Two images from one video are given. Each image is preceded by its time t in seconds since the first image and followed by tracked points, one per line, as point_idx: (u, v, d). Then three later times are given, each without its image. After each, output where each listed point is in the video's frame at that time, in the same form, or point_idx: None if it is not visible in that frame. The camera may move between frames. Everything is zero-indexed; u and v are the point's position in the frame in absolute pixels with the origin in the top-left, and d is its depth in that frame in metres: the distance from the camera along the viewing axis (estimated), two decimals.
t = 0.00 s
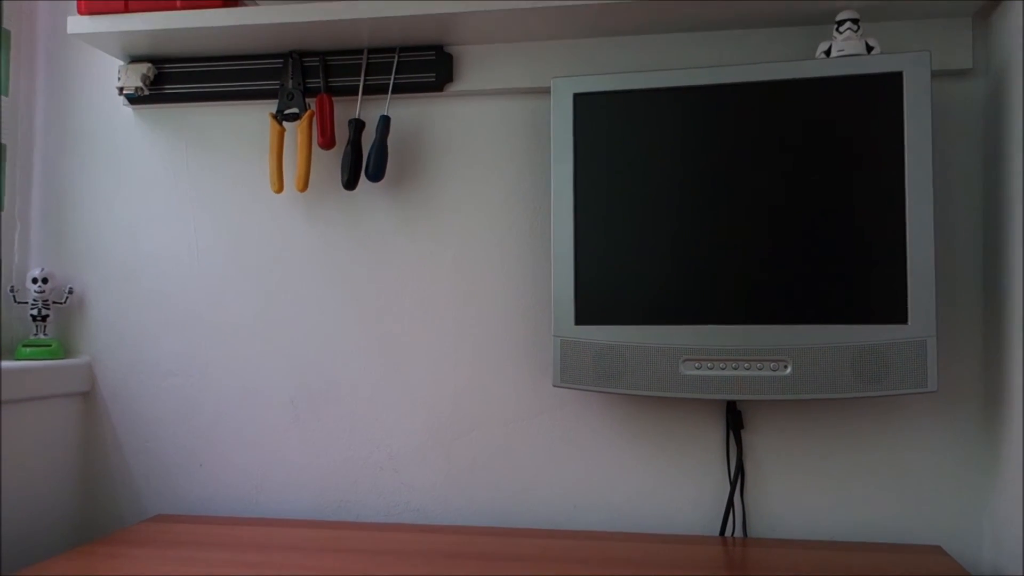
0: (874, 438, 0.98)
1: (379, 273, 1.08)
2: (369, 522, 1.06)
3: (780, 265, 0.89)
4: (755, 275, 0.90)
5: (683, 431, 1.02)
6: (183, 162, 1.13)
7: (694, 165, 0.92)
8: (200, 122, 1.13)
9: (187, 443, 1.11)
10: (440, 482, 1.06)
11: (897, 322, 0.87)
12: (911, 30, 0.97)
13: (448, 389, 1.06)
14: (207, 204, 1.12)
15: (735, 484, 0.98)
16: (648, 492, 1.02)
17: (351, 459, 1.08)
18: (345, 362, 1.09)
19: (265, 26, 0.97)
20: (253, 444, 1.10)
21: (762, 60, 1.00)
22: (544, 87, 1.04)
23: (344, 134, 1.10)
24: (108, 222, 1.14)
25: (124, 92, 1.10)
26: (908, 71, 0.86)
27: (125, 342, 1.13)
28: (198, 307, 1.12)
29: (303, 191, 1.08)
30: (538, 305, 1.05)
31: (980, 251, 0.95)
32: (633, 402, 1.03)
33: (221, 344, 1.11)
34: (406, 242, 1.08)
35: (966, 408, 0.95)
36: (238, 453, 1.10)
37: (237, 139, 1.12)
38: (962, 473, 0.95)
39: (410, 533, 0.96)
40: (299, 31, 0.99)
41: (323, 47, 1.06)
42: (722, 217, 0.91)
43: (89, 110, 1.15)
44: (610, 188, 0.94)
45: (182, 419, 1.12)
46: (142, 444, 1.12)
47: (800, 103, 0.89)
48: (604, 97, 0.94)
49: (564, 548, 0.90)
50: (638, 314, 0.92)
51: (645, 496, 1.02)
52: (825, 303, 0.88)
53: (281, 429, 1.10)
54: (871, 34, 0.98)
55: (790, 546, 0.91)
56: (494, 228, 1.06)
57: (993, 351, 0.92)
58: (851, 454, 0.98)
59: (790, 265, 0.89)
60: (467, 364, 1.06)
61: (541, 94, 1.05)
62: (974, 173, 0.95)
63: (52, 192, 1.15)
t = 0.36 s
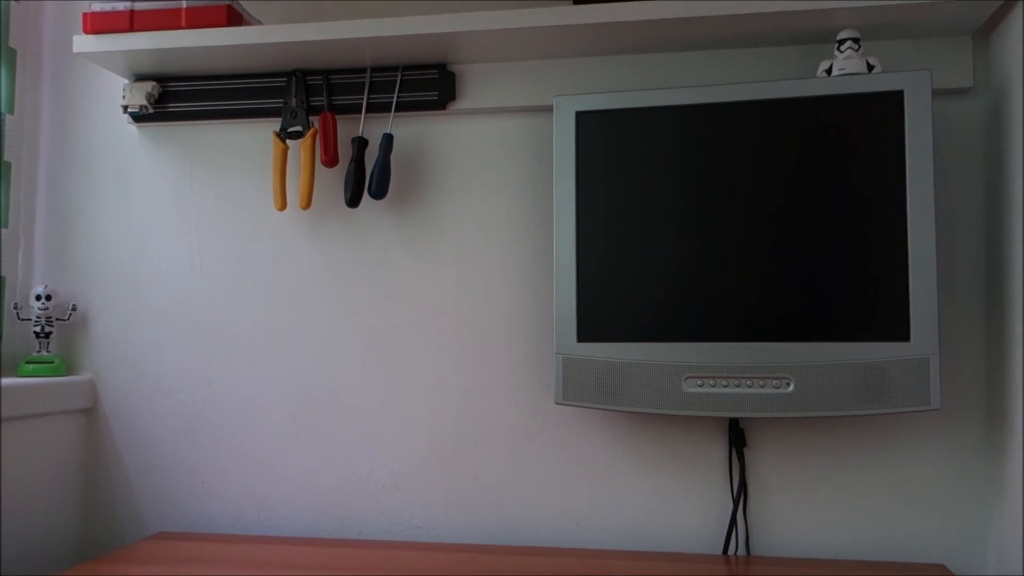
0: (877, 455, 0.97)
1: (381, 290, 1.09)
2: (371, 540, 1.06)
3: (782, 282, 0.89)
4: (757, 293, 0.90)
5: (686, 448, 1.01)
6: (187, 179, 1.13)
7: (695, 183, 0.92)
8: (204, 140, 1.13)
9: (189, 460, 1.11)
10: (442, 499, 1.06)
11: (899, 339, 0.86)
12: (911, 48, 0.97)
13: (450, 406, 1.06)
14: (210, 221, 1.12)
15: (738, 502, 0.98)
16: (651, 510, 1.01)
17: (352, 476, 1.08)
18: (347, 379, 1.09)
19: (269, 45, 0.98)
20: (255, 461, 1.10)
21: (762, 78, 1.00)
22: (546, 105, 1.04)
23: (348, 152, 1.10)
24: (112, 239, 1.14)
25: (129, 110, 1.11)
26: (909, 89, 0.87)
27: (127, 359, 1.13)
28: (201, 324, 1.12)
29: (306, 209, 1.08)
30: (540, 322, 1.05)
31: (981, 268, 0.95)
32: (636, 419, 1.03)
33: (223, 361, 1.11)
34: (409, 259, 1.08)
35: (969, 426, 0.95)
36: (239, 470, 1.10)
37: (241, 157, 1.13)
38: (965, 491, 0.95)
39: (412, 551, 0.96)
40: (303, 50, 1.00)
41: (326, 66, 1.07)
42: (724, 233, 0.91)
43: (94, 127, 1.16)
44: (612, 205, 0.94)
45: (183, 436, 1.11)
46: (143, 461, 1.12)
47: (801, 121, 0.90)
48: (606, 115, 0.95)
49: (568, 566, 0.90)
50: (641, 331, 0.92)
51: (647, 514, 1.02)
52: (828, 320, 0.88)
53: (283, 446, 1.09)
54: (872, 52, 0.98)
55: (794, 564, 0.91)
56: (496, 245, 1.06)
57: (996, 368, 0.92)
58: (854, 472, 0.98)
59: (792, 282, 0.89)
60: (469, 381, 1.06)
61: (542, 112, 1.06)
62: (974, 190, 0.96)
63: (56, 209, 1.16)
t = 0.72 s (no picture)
0: (880, 472, 0.97)
1: (384, 306, 1.09)
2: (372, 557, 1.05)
3: (783, 299, 0.89)
4: (759, 309, 0.90)
5: (688, 465, 1.01)
6: (190, 196, 1.14)
7: (696, 199, 0.92)
8: (207, 156, 1.14)
9: (190, 477, 1.11)
10: (443, 515, 1.05)
11: (901, 356, 0.86)
12: (911, 66, 0.98)
13: (451, 422, 1.06)
14: (214, 237, 1.13)
15: (741, 519, 0.98)
16: (653, 527, 1.01)
17: (353, 492, 1.07)
18: (349, 395, 1.08)
19: (272, 62, 0.99)
20: (257, 477, 1.09)
21: (763, 96, 1.01)
22: (548, 121, 1.05)
23: (350, 168, 1.10)
24: (115, 255, 1.14)
25: (132, 127, 1.11)
26: (909, 106, 0.87)
27: (129, 374, 1.13)
28: (203, 339, 1.12)
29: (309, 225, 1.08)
30: (543, 338, 1.05)
31: (983, 285, 0.95)
32: (638, 435, 1.02)
33: (225, 376, 1.11)
34: (410, 275, 1.08)
35: (972, 442, 0.95)
36: (241, 486, 1.10)
37: (244, 173, 1.13)
38: (969, 508, 0.95)
39: (413, 568, 0.96)
40: (306, 67, 1.01)
41: (329, 83, 1.08)
42: (725, 250, 0.91)
43: (98, 144, 1.16)
44: (614, 221, 0.94)
45: (184, 452, 1.11)
46: (144, 477, 1.12)
47: (802, 138, 0.90)
48: (607, 132, 0.95)
49: None
50: (643, 348, 0.92)
51: (650, 531, 1.01)
52: (829, 337, 0.88)
53: (284, 462, 1.09)
54: (873, 69, 0.98)
55: None
56: (498, 261, 1.06)
57: (999, 384, 0.92)
58: (857, 488, 0.97)
59: (794, 298, 0.89)
60: (472, 398, 1.06)
61: (544, 129, 1.06)
62: (976, 207, 0.96)
63: (60, 224, 1.16)
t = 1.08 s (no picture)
0: (883, 488, 0.97)
1: (385, 320, 1.09)
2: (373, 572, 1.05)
3: (785, 314, 0.89)
4: (761, 324, 0.90)
5: (689, 480, 1.01)
6: (192, 210, 1.14)
7: (698, 214, 0.92)
8: (209, 171, 1.14)
9: (191, 491, 1.11)
10: (444, 531, 1.05)
11: (903, 371, 0.86)
12: (911, 81, 0.98)
13: (452, 437, 1.06)
14: (216, 251, 1.13)
15: (742, 534, 0.97)
16: (654, 543, 1.01)
17: (353, 507, 1.07)
18: (351, 409, 1.08)
19: (276, 78, 0.99)
20: (257, 491, 1.09)
21: (763, 111, 1.01)
22: (549, 137, 1.05)
23: (352, 183, 1.11)
24: (116, 270, 1.15)
25: (135, 142, 1.12)
26: (909, 123, 0.87)
27: (130, 389, 1.13)
28: (204, 353, 1.12)
29: (310, 240, 1.08)
30: (544, 352, 1.05)
31: (984, 300, 0.95)
32: (639, 450, 1.02)
33: (225, 390, 1.11)
34: (412, 289, 1.08)
35: (974, 458, 0.95)
36: (241, 501, 1.09)
37: (246, 188, 1.13)
38: (972, 524, 0.94)
39: None
40: (309, 83, 1.01)
41: (332, 98, 1.08)
42: (726, 265, 0.91)
43: (100, 159, 1.17)
44: (615, 236, 0.94)
45: (185, 466, 1.11)
46: (144, 492, 1.11)
47: (802, 154, 0.90)
48: (609, 148, 0.95)
49: None
50: (644, 363, 0.92)
51: (651, 546, 1.01)
52: (830, 352, 0.88)
53: (285, 476, 1.09)
54: (873, 85, 0.99)
55: None
56: (500, 276, 1.07)
57: (1001, 399, 0.91)
58: (859, 504, 0.97)
59: (795, 314, 0.89)
60: (472, 413, 1.06)
61: (545, 144, 1.07)
62: (977, 222, 0.96)
63: (61, 238, 1.16)
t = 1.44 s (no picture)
0: (884, 494, 0.96)
1: (386, 326, 1.09)
2: None
3: (786, 320, 0.89)
4: (762, 331, 0.90)
5: (690, 486, 1.01)
6: (193, 216, 1.14)
7: (699, 220, 0.92)
8: (210, 177, 1.14)
9: (191, 497, 1.11)
10: (445, 537, 1.05)
11: (904, 378, 0.86)
12: (912, 88, 0.98)
13: (453, 443, 1.06)
14: (216, 258, 1.13)
15: (743, 541, 0.97)
16: (654, 548, 1.01)
17: (354, 512, 1.07)
18: (351, 415, 1.08)
19: (277, 84, 0.99)
20: (257, 498, 1.09)
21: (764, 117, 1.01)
22: (550, 143, 1.05)
23: (353, 189, 1.11)
24: (117, 275, 1.15)
25: (137, 148, 1.12)
26: (909, 129, 0.88)
27: (130, 395, 1.13)
28: (204, 359, 1.12)
29: (311, 246, 1.09)
30: (544, 359, 1.05)
31: (985, 306, 0.95)
32: (640, 456, 1.02)
33: (226, 396, 1.11)
34: (413, 295, 1.08)
35: (976, 464, 0.94)
36: (242, 507, 1.09)
37: (247, 194, 1.13)
38: (974, 530, 0.94)
39: None
40: (310, 89, 1.01)
41: (333, 105, 1.08)
42: (727, 271, 0.91)
43: (102, 165, 1.17)
44: (616, 242, 0.94)
45: (185, 472, 1.11)
46: (144, 498, 1.11)
47: (804, 160, 0.90)
48: (610, 154, 0.95)
49: None
50: (644, 368, 0.92)
51: (651, 552, 1.01)
52: (831, 358, 0.88)
53: (286, 482, 1.09)
54: (874, 91, 0.99)
55: None
56: (500, 281, 1.07)
57: (1002, 404, 0.91)
58: (860, 510, 0.97)
59: (796, 320, 0.89)
60: (473, 419, 1.06)
61: (546, 151, 1.07)
62: (977, 227, 0.96)
63: (63, 244, 1.16)
